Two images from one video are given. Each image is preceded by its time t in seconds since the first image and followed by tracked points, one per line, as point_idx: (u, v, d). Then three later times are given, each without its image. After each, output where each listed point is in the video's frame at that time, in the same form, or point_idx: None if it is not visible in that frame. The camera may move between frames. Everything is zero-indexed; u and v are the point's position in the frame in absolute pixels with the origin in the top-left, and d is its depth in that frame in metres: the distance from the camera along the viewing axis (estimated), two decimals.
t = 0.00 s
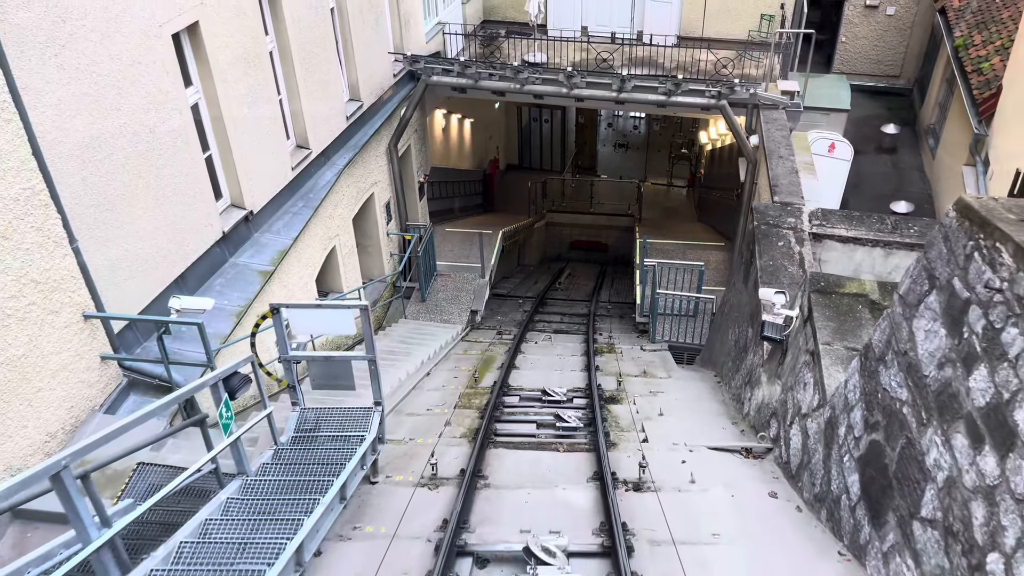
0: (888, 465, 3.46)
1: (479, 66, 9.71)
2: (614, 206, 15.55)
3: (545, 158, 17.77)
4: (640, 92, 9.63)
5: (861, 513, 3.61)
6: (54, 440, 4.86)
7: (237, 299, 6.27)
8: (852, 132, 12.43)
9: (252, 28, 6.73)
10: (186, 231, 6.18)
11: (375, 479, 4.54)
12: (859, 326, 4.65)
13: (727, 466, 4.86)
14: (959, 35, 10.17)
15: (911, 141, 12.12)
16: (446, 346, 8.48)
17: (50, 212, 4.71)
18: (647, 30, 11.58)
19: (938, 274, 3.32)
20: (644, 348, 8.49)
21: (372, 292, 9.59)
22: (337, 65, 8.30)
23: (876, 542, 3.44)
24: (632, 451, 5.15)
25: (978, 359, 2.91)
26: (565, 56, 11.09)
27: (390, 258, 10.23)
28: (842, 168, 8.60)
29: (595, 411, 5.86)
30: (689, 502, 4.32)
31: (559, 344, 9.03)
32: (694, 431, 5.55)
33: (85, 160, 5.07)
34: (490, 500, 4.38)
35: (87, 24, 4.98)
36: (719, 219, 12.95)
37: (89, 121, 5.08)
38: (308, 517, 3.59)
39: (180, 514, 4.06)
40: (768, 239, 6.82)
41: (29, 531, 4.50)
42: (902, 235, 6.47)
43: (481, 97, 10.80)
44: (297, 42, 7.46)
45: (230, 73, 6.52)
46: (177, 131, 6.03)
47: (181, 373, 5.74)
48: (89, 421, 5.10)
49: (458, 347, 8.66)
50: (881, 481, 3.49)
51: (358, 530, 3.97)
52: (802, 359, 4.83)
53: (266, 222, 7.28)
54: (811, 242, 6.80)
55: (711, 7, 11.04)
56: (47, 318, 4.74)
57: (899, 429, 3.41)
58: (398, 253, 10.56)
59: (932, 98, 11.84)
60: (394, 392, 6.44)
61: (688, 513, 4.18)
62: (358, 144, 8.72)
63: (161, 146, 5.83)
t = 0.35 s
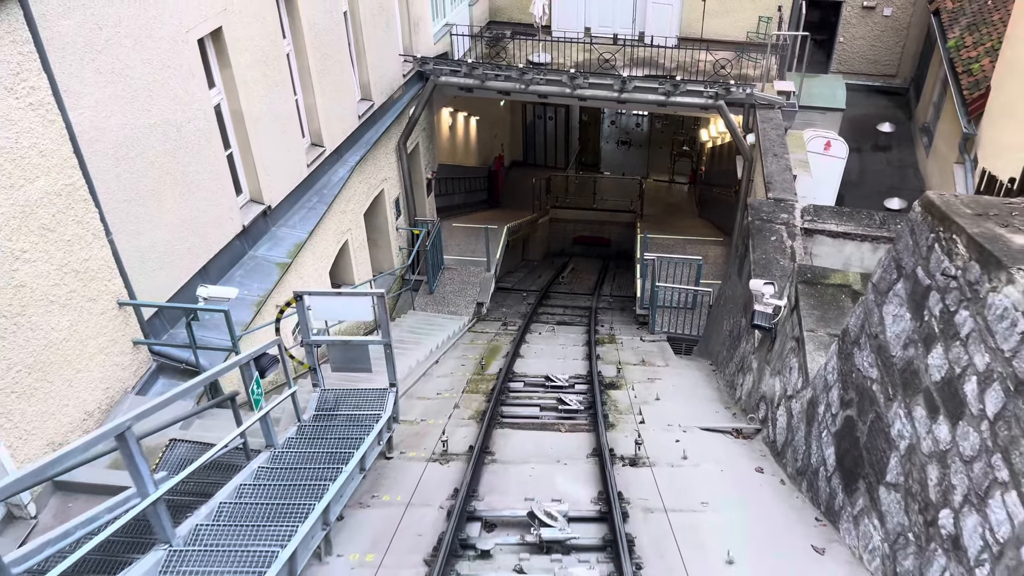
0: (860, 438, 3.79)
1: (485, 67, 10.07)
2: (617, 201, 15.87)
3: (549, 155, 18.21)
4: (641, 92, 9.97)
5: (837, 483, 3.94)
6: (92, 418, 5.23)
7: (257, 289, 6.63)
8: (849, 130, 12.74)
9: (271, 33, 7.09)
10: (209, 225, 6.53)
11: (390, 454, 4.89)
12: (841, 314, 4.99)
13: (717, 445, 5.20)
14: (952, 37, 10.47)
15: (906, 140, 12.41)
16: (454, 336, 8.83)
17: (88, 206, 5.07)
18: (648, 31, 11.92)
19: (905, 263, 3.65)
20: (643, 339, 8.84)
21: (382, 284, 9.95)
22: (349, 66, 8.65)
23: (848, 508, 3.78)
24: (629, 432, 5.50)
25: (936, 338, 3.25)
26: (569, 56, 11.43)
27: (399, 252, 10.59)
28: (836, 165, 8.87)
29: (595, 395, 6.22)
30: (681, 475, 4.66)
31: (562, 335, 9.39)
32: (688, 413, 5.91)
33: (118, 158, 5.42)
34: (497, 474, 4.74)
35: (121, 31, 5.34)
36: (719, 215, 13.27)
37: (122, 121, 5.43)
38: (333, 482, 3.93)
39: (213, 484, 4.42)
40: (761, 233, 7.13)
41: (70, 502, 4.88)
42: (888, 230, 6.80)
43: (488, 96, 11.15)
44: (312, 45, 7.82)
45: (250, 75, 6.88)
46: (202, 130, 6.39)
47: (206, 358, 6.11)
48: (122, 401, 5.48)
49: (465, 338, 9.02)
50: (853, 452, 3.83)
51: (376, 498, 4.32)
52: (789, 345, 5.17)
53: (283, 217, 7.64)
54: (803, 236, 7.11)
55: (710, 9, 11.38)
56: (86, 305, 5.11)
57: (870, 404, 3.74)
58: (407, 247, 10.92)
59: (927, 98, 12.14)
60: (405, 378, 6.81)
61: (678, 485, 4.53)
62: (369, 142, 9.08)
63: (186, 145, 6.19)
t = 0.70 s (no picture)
0: (837, 416, 4.14)
1: (493, 70, 10.45)
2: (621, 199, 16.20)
3: (553, 153, 18.49)
4: (642, 95, 10.30)
5: (818, 458, 4.28)
6: (126, 401, 5.60)
7: (276, 281, 7.00)
8: (847, 129, 13.06)
9: (289, 38, 7.47)
10: (232, 221, 6.90)
11: (405, 434, 5.25)
12: (827, 304, 5.32)
13: (711, 427, 5.54)
14: (946, 39, 10.79)
15: (902, 139, 12.72)
16: (462, 328, 9.20)
17: (123, 203, 5.45)
18: (650, 33, 12.27)
19: (879, 256, 4.00)
20: (644, 331, 9.19)
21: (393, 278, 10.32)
22: (362, 70, 9.02)
23: (827, 480, 4.12)
24: (628, 415, 5.85)
25: (904, 322, 3.58)
26: (573, 59, 11.78)
27: (409, 247, 10.95)
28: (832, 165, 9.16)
29: (596, 381, 6.58)
30: (676, 454, 5.00)
31: (566, 328, 9.74)
32: (684, 399, 6.26)
33: (150, 158, 5.79)
34: (504, 452, 5.09)
35: (153, 39, 5.71)
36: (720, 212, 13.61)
37: (154, 124, 5.80)
38: (355, 455, 4.28)
39: (242, 459, 4.79)
40: (756, 229, 7.43)
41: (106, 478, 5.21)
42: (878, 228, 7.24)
43: (495, 97, 11.51)
44: (328, 49, 8.19)
45: (270, 79, 7.25)
46: (225, 132, 6.76)
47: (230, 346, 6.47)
48: (153, 385, 5.85)
49: (473, 330, 9.38)
50: (832, 429, 4.17)
51: (394, 472, 4.69)
52: (778, 334, 5.51)
53: (300, 214, 8.01)
54: (796, 232, 7.41)
55: (710, 12, 11.71)
56: (122, 295, 5.48)
57: (847, 385, 4.08)
58: (416, 243, 11.29)
59: (922, 98, 12.45)
60: (417, 366, 7.19)
61: (673, 462, 4.88)
62: (381, 142, 9.45)
63: (211, 146, 6.55)
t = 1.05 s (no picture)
0: (822, 399, 4.48)
1: (501, 75, 10.83)
2: (627, 198, 16.54)
3: (561, 153, 18.99)
4: (646, 98, 10.64)
5: (805, 438, 4.62)
6: (160, 388, 5.99)
7: (297, 277, 7.38)
8: (847, 129, 13.36)
9: (308, 46, 7.85)
10: (256, 220, 7.28)
11: (421, 419, 5.62)
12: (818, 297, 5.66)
13: (709, 414, 5.88)
14: (942, 43, 11.08)
15: (902, 138, 13.00)
16: (473, 323, 9.56)
17: (157, 203, 5.83)
18: (655, 37, 12.61)
19: (859, 250, 4.34)
20: (648, 326, 9.54)
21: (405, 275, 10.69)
22: (377, 75, 9.39)
23: (813, 458, 4.45)
24: (631, 403, 6.20)
25: (880, 310, 3.92)
26: (579, 62, 12.13)
27: (421, 245, 11.33)
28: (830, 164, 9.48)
29: (601, 372, 6.94)
30: (674, 437, 5.35)
31: (573, 322, 10.10)
32: (683, 388, 6.61)
33: (181, 162, 6.17)
34: (513, 435, 5.44)
35: (184, 50, 6.09)
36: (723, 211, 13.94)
37: (184, 130, 6.17)
38: (377, 433, 4.65)
39: (271, 440, 5.17)
40: (754, 227, 7.76)
41: (143, 459, 5.52)
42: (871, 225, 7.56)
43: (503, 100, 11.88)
44: (344, 56, 8.57)
45: (290, 85, 7.63)
46: (249, 136, 7.14)
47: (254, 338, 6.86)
48: (184, 374, 6.24)
49: (483, 325, 9.74)
50: (818, 411, 4.51)
51: (412, 452, 5.06)
52: (772, 325, 5.85)
53: (319, 213, 8.38)
54: (793, 230, 7.73)
55: (712, 17, 12.00)
56: (156, 290, 5.87)
57: (831, 370, 4.42)
58: (428, 242, 11.67)
59: (921, 99, 12.73)
60: (431, 357, 7.57)
61: (671, 443, 5.22)
62: (394, 144, 9.82)
63: (237, 149, 6.94)
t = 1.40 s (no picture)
0: (809, 383, 4.81)
1: (509, 79, 11.22)
2: (632, 197, 16.89)
3: (566, 152, 19.30)
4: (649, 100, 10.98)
5: (794, 420, 4.96)
6: (189, 377, 6.36)
7: (315, 273, 7.75)
8: (847, 130, 13.66)
9: (324, 53, 8.22)
10: (277, 219, 7.65)
11: (434, 405, 5.98)
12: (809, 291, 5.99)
13: (706, 401, 6.23)
14: (937, 46, 11.38)
15: (900, 138, 13.30)
16: (482, 318, 9.92)
17: (186, 203, 6.20)
18: (658, 41, 12.94)
19: (843, 245, 4.68)
20: (651, 321, 9.89)
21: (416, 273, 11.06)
22: (389, 80, 9.76)
23: (800, 438, 4.79)
24: (632, 391, 6.55)
25: (860, 299, 4.26)
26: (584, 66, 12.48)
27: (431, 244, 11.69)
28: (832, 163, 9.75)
29: (604, 363, 7.29)
30: (672, 421, 5.69)
31: (578, 318, 10.45)
32: (682, 378, 6.94)
33: (208, 164, 6.54)
34: (521, 420, 5.81)
35: (210, 59, 6.46)
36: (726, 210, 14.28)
37: (211, 134, 6.54)
38: (395, 416, 5.00)
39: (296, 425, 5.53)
40: (753, 225, 8.08)
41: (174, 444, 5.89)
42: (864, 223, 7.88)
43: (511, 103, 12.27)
44: (358, 62, 8.94)
45: (308, 90, 8.00)
46: (270, 139, 7.51)
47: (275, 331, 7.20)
48: (210, 365, 6.61)
49: (491, 320, 10.10)
50: (805, 395, 4.84)
51: (427, 435, 5.42)
52: (766, 317, 6.19)
53: (335, 213, 8.75)
54: (789, 227, 8.06)
55: (713, 22, 12.35)
56: (185, 284, 6.24)
57: (817, 356, 4.76)
58: (438, 240, 12.03)
59: (919, 100, 12.98)
60: (443, 350, 7.95)
61: (670, 427, 5.57)
62: (406, 146, 10.18)
63: (259, 152, 7.31)
